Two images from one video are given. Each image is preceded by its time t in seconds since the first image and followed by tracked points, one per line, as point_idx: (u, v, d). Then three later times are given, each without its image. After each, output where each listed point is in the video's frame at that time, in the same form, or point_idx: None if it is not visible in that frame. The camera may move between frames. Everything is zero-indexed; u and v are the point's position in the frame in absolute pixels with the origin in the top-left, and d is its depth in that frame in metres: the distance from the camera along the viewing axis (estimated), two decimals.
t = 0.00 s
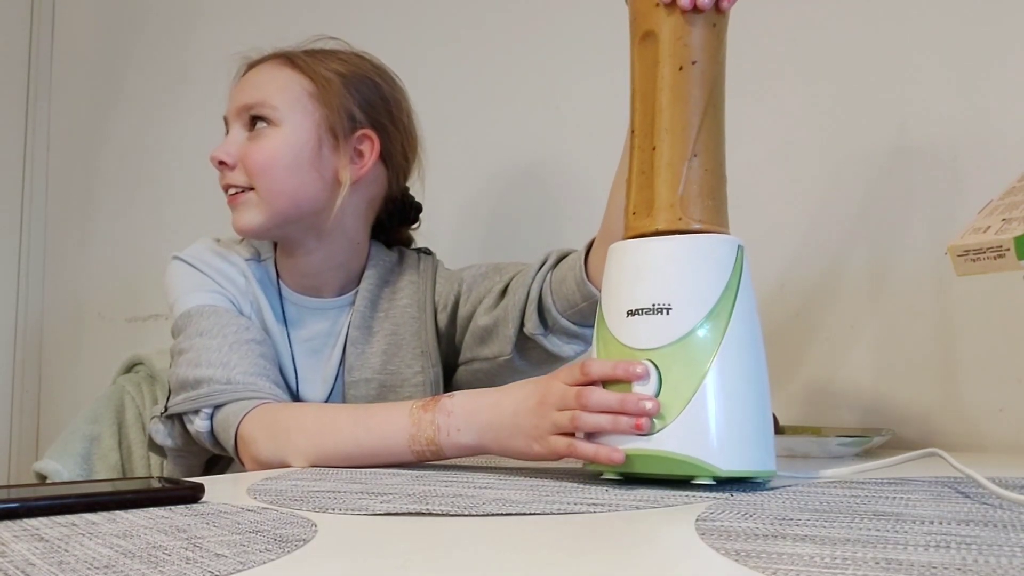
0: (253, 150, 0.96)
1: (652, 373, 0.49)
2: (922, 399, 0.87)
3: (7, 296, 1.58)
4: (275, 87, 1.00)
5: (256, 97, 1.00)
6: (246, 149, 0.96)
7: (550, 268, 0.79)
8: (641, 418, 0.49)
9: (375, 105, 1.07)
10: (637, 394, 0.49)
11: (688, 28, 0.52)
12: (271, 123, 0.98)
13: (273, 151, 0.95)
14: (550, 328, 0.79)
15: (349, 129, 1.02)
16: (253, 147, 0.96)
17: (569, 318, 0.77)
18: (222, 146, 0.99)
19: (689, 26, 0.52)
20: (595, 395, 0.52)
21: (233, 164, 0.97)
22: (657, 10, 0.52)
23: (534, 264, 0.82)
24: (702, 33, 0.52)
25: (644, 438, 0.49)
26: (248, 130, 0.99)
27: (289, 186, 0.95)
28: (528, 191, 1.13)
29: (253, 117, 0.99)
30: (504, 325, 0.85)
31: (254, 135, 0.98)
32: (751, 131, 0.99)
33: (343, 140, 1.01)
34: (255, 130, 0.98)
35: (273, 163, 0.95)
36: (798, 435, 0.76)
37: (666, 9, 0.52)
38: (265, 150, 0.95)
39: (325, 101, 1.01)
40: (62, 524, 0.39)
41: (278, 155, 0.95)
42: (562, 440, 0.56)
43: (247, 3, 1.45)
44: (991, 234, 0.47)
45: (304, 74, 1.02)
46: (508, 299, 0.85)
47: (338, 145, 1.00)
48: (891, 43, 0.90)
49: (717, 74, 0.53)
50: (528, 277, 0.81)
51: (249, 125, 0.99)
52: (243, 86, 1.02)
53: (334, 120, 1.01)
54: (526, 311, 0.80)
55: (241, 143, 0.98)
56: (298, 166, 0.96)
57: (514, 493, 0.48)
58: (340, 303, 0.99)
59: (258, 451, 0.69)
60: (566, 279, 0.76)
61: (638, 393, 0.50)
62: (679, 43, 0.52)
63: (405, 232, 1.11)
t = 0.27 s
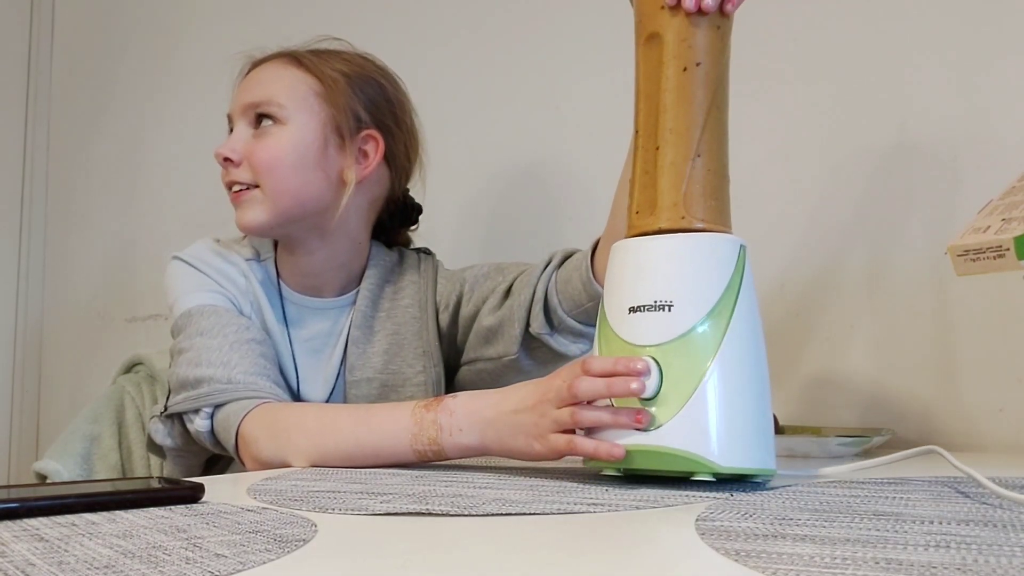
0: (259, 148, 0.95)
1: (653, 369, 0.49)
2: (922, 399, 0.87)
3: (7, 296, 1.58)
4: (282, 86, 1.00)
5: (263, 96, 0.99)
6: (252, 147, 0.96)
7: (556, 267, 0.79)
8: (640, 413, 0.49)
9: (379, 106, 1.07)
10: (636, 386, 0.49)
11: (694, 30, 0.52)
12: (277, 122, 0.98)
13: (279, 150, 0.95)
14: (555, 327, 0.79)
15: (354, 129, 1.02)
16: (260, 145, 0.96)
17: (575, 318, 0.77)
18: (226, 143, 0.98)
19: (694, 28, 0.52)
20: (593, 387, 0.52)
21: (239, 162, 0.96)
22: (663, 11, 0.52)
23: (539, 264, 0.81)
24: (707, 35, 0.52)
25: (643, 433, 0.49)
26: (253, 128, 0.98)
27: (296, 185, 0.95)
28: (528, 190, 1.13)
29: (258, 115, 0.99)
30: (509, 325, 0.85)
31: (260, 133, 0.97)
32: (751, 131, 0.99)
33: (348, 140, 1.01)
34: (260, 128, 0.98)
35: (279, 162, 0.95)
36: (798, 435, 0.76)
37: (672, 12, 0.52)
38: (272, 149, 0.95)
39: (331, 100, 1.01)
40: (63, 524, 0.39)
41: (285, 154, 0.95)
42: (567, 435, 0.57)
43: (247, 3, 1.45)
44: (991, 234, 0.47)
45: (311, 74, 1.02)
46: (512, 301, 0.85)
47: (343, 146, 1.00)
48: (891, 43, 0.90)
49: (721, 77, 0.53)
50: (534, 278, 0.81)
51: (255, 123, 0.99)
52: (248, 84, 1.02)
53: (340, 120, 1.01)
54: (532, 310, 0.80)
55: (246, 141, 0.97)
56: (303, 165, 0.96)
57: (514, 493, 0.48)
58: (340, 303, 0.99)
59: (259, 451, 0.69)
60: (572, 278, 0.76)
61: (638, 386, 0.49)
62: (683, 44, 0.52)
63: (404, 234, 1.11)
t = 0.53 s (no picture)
0: (322, 152, 0.94)
1: (652, 376, 0.49)
2: (921, 398, 0.87)
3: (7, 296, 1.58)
4: (339, 89, 0.99)
5: (311, 93, 0.96)
6: (311, 148, 0.94)
7: (548, 255, 0.79)
8: (640, 418, 0.49)
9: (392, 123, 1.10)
10: (634, 390, 0.50)
11: (687, 27, 0.52)
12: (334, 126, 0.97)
13: (341, 158, 0.95)
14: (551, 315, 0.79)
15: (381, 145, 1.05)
16: (320, 148, 0.94)
17: (570, 304, 0.78)
18: (276, 132, 0.94)
19: (688, 25, 0.52)
20: (593, 390, 0.52)
21: (293, 161, 0.93)
22: (655, 8, 0.52)
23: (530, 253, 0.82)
24: (701, 32, 0.52)
25: (642, 440, 0.49)
26: (298, 126, 0.95)
27: (346, 192, 0.95)
28: (527, 191, 1.13)
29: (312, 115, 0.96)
30: (505, 315, 0.85)
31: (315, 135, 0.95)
32: (750, 131, 0.99)
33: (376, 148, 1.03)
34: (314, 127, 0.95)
35: (341, 170, 0.94)
36: (798, 435, 0.76)
37: (663, 8, 0.52)
38: (335, 154, 0.94)
39: (367, 107, 1.02)
40: (63, 524, 0.39)
41: (346, 162, 0.95)
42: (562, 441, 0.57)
43: (247, 2, 1.45)
44: (991, 233, 0.47)
45: (350, 78, 1.01)
46: (506, 292, 0.85)
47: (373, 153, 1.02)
48: (891, 43, 0.90)
49: (715, 74, 0.52)
50: (525, 267, 0.81)
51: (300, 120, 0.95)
52: (292, 73, 0.98)
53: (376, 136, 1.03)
54: (526, 299, 0.80)
55: (299, 140, 0.94)
56: (355, 176, 0.96)
57: (514, 493, 0.48)
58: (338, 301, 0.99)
59: (258, 451, 0.69)
60: (565, 267, 0.77)
61: (637, 390, 0.50)
62: (677, 43, 0.52)
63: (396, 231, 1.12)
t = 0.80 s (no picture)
0: (370, 169, 0.95)
1: (645, 382, 0.50)
2: (922, 398, 0.87)
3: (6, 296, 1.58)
4: (380, 104, 1.00)
5: (359, 106, 0.96)
6: (361, 163, 0.94)
7: (530, 253, 0.80)
8: (635, 426, 0.49)
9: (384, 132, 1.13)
10: (630, 396, 0.50)
11: (671, 26, 0.51)
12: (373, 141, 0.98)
13: (382, 176, 0.97)
14: (534, 311, 0.79)
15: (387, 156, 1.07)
16: (368, 164, 0.95)
17: (552, 301, 0.77)
18: (328, 140, 0.93)
19: (671, 24, 0.51)
20: (589, 395, 0.52)
21: (349, 173, 0.92)
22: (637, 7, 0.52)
23: (514, 250, 0.82)
24: (685, 30, 0.51)
25: (638, 447, 0.49)
26: (347, 137, 0.95)
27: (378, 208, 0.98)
28: (528, 191, 1.13)
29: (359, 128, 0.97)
30: (489, 312, 0.85)
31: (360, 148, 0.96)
32: (750, 130, 0.99)
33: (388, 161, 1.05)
34: (358, 139, 0.96)
35: (380, 188, 0.97)
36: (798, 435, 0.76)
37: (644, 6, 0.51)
38: (378, 173, 0.96)
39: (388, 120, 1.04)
40: (62, 524, 0.39)
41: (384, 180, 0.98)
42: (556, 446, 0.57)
43: (246, 2, 1.44)
44: (991, 233, 0.47)
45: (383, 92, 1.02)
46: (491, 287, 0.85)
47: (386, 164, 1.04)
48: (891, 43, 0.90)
49: (701, 71, 0.52)
50: (509, 263, 0.81)
51: (348, 131, 0.95)
52: (340, 79, 0.97)
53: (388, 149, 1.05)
54: (510, 296, 0.80)
55: (349, 151, 0.94)
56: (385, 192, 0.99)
57: (514, 493, 0.48)
58: (330, 302, 0.99)
59: (255, 452, 0.69)
60: (547, 264, 0.76)
61: (632, 396, 0.50)
62: (661, 42, 0.51)
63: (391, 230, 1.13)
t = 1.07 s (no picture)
0: (364, 167, 0.95)
1: (597, 373, 0.50)
2: (921, 398, 0.87)
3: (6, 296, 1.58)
4: (368, 102, 1.00)
5: (348, 104, 0.96)
6: (355, 163, 0.95)
7: (532, 252, 0.79)
8: (587, 415, 0.50)
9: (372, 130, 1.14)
10: (582, 385, 0.50)
11: (666, 32, 0.51)
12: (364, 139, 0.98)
13: (375, 174, 0.97)
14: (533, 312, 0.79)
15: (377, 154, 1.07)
16: (361, 162, 0.95)
17: (553, 301, 0.77)
18: (321, 141, 0.93)
19: (665, 30, 0.51)
20: (554, 382, 0.53)
21: (343, 173, 0.93)
22: (632, 13, 0.52)
23: (516, 250, 0.82)
24: (680, 36, 0.52)
25: (588, 438, 0.50)
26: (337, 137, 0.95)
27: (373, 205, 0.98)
28: (527, 191, 1.13)
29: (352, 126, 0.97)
30: (489, 311, 0.85)
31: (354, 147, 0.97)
32: (750, 130, 0.99)
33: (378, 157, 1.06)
34: (349, 139, 0.96)
35: (375, 186, 0.97)
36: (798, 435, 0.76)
37: (640, 14, 0.52)
38: (372, 171, 0.96)
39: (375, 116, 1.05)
40: (62, 524, 0.39)
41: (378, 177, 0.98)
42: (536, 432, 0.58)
43: (246, 2, 1.44)
44: (991, 233, 0.47)
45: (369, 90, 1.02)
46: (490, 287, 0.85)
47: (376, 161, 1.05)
48: (892, 43, 0.90)
49: (693, 70, 0.52)
50: (510, 262, 0.82)
51: (338, 131, 0.95)
52: (327, 80, 0.97)
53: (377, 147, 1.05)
54: (511, 295, 0.80)
55: (341, 151, 0.94)
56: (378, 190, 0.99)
57: (514, 493, 0.48)
58: (324, 303, 0.99)
59: (251, 455, 0.69)
60: (549, 264, 0.76)
61: (585, 385, 0.51)
62: (653, 47, 0.52)
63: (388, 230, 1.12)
